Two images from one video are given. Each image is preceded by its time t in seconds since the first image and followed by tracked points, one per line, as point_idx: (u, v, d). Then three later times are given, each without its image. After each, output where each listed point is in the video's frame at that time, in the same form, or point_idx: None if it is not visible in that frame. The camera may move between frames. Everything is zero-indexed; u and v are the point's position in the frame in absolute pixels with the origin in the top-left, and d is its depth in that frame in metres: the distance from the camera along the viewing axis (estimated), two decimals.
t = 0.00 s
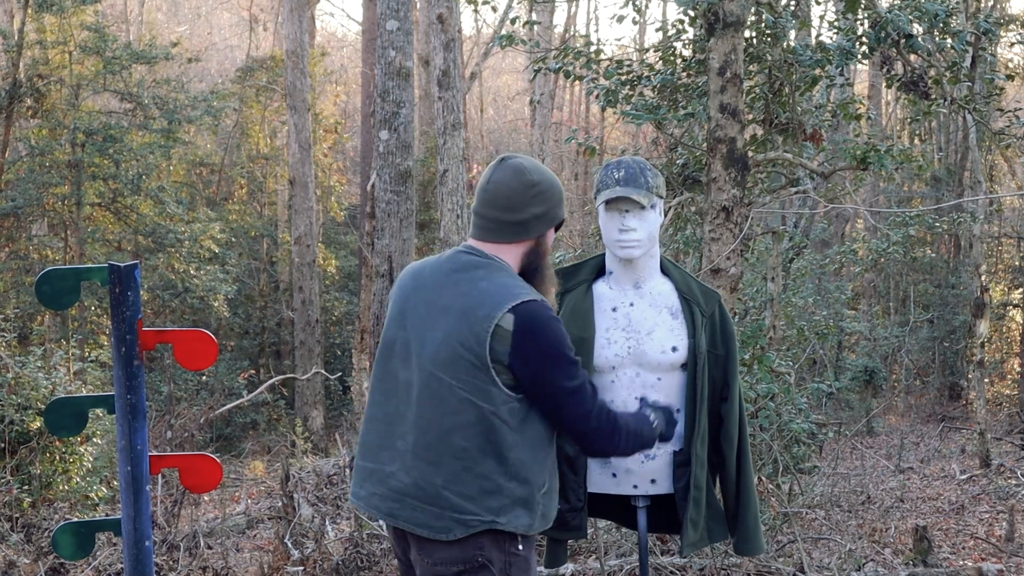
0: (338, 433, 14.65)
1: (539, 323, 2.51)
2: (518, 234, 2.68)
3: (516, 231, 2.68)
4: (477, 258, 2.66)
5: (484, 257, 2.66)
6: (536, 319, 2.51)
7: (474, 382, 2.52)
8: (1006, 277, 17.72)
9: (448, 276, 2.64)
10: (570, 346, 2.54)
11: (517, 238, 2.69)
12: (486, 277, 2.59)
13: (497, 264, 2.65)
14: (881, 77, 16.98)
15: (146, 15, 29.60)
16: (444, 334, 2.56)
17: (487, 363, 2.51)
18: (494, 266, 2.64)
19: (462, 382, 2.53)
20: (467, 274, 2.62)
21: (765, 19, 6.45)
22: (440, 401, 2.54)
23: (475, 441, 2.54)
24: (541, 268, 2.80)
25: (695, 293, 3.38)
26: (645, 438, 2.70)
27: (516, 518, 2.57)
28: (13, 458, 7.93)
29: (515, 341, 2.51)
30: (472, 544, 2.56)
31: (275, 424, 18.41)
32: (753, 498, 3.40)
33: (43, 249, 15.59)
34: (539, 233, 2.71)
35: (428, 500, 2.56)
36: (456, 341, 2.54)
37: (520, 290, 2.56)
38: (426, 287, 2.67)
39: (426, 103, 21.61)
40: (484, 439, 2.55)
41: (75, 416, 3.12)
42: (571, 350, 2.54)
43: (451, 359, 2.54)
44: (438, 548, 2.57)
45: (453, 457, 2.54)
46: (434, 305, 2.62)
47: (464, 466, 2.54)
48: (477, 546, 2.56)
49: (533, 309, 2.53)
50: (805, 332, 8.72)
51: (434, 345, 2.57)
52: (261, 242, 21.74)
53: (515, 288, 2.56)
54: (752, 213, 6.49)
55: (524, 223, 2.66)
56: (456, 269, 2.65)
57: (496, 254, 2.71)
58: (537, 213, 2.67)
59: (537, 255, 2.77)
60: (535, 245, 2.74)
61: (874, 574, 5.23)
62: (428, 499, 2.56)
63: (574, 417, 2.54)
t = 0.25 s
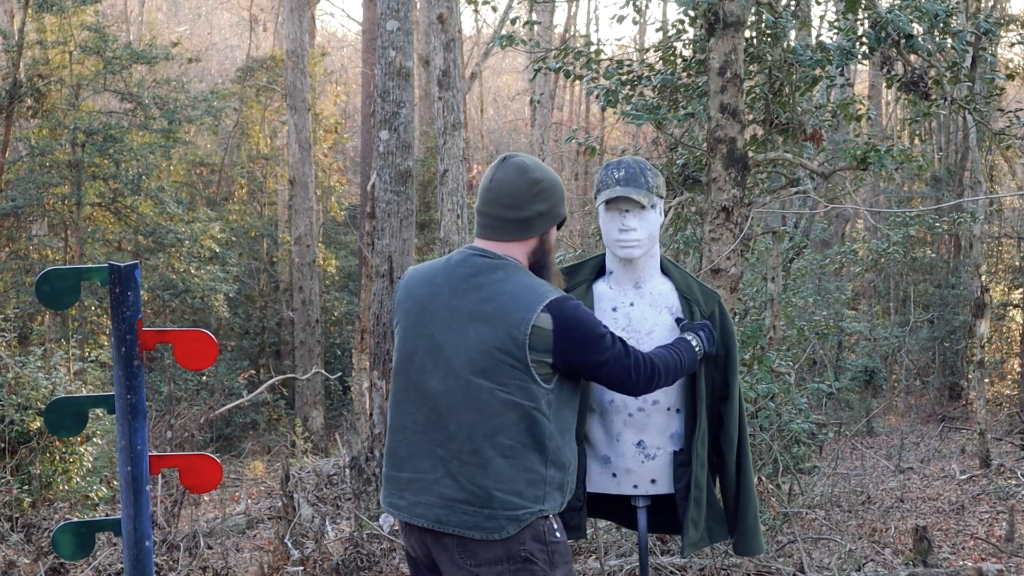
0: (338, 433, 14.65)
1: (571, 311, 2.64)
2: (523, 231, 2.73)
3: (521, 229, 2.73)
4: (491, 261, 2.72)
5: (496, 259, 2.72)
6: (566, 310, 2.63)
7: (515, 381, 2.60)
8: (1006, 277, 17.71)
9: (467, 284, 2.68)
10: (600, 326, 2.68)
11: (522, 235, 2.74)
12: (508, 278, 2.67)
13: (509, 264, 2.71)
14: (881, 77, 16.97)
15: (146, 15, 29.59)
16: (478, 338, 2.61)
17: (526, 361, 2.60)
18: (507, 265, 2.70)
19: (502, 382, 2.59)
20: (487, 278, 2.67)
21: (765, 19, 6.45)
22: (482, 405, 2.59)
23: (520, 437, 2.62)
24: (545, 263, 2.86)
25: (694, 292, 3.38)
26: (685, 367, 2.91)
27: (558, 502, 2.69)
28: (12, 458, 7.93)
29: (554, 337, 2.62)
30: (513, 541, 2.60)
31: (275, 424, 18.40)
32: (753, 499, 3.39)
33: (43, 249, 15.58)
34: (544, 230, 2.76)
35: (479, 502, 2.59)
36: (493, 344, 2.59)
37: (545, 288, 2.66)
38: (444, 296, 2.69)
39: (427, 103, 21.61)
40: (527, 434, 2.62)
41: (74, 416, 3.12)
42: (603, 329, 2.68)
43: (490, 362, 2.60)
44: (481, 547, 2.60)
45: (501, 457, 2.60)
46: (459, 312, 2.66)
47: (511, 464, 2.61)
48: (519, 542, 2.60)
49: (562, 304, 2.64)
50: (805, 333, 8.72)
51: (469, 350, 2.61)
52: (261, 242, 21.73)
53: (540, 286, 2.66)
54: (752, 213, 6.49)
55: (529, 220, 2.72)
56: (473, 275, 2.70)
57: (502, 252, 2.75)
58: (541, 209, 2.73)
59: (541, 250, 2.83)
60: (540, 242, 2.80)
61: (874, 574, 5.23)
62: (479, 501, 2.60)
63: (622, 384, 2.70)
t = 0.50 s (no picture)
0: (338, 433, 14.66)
1: (594, 309, 2.59)
2: (540, 227, 2.69)
3: (538, 225, 2.69)
4: (510, 258, 2.67)
5: (513, 256, 2.68)
6: (589, 307, 2.59)
7: (542, 380, 2.55)
8: (1006, 277, 17.71)
9: (490, 282, 2.63)
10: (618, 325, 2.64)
11: (539, 231, 2.70)
12: (531, 276, 2.62)
13: (528, 262, 2.66)
14: (881, 77, 16.97)
15: (146, 15, 29.60)
16: (504, 336, 2.56)
17: (554, 360, 2.55)
18: (526, 263, 2.66)
19: (530, 382, 2.54)
20: (511, 275, 2.62)
21: (765, 19, 6.45)
22: (509, 404, 2.54)
23: (547, 437, 2.56)
24: (557, 258, 2.83)
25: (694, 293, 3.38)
26: (693, 373, 2.88)
27: (586, 504, 2.64)
28: (13, 458, 7.93)
29: (580, 335, 2.57)
30: (547, 539, 2.55)
31: (275, 423, 18.41)
32: (753, 498, 3.39)
33: (43, 249, 15.57)
34: (559, 226, 2.73)
35: (506, 504, 2.54)
36: (520, 342, 2.54)
37: (566, 286, 2.61)
38: (467, 295, 2.64)
39: (427, 103, 21.61)
40: (555, 434, 2.57)
41: (74, 416, 3.12)
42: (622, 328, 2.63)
43: (517, 361, 2.54)
44: (516, 547, 2.54)
45: (528, 457, 2.54)
46: (484, 310, 2.60)
47: (538, 465, 2.55)
48: (553, 540, 2.55)
49: (585, 301, 2.59)
50: (805, 333, 8.73)
51: (494, 349, 2.56)
52: (261, 242, 21.73)
53: (563, 284, 2.61)
54: (752, 213, 6.49)
55: (546, 216, 2.69)
56: (495, 272, 2.64)
57: (520, 249, 2.71)
58: (558, 205, 2.70)
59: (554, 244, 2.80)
60: (554, 238, 2.77)
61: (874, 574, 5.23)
62: (506, 503, 2.54)
63: (640, 391, 2.62)
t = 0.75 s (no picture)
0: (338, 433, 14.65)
1: (614, 302, 2.56)
2: (561, 221, 2.64)
3: (558, 219, 2.64)
4: (530, 252, 2.62)
5: (532, 250, 2.63)
6: (610, 300, 2.56)
7: (564, 376, 2.51)
8: (1006, 276, 17.71)
9: (509, 277, 2.58)
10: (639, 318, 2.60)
11: (559, 226, 2.65)
12: (551, 270, 2.58)
13: (548, 256, 2.62)
14: (881, 77, 16.97)
15: (146, 15, 29.58)
16: (526, 331, 2.51)
17: (577, 355, 2.51)
18: (545, 257, 2.61)
19: (552, 378, 2.50)
20: (531, 270, 2.57)
21: (765, 19, 6.44)
22: (532, 401, 2.50)
23: (571, 434, 2.52)
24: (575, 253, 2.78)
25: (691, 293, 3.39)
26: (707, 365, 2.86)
27: (610, 499, 2.60)
28: (12, 458, 7.93)
29: (601, 329, 2.54)
30: (569, 538, 2.53)
31: (275, 423, 18.40)
32: (750, 499, 3.38)
33: (42, 249, 15.56)
34: (579, 221, 2.69)
35: (530, 501, 2.49)
36: (542, 338, 2.50)
37: (586, 280, 2.57)
38: (486, 291, 2.59)
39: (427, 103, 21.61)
40: (578, 431, 2.53)
41: (74, 416, 3.12)
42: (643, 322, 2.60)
43: (540, 356, 2.50)
44: (539, 546, 2.51)
45: (552, 454, 2.50)
46: (504, 306, 2.55)
47: (563, 462, 2.51)
48: (575, 540, 2.53)
49: (607, 295, 2.56)
50: (805, 333, 8.74)
51: (516, 345, 2.52)
52: (261, 242, 21.74)
53: (582, 278, 2.57)
54: (752, 213, 6.49)
55: (567, 210, 2.64)
56: (514, 267, 2.59)
57: (540, 244, 2.65)
58: (579, 200, 2.66)
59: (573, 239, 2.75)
60: (573, 233, 2.72)
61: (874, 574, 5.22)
62: (529, 500, 2.50)
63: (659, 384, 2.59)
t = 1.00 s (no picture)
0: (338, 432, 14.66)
1: (627, 300, 2.56)
2: (577, 221, 2.63)
3: (574, 219, 2.63)
4: (542, 249, 2.62)
5: (545, 248, 2.62)
6: (622, 298, 2.55)
7: (576, 376, 2.50)
8: (1006, 276, 17.72)
9: (521, 276, 2.57)
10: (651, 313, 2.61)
11: (575, 225, 2.64)
12: (563, 268, 2.57)
13: (561, 255, 2.61)
14: (881, 77, 16.97)
15: (146, 15, 29.59)
16: (536, 330, 2.51)
17: (589, 355, 2.51)
18: (558, 255, 2.61)
19: (564, 378, 2.49)
20: (543, 269, 2.57)
21: (765, 19, 6.44)
22: (543, 401, 2.49)
23: (581, 433, 2.52)
24: (588, 251, 2.78)
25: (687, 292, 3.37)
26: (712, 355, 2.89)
27: (621, 499, 2.59)
28: (13, 458, 7.93)
29: (614, 327, 2.53)
30: (574, 540, 2.53)
31: (275, 423, 18.41)
32: (747, 500, 3.33)
33: (42, 249, 15.56)
34: (595, 221, 2.68)
35: (541, 500, 2.49)
36: (554, 337, 2.50)
37: (598, 279, 2.57)
38: (498, 290, 2.58)
39: (427, 103, 21.61)
40: (589, 431, 2.52)
41: (74, 416, 3.12)
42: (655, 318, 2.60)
43: (551, 355, 2.49)
44: (543, 546, 2.51)
45: (563, 454, 2.50)
46: (516, 305, 2.55)
47: (574, 461, 2.51)
48: (579, 542, 2.53)
49: (619, 293, 2.56)
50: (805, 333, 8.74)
51: (527, 343, 2.51)
52: (261, 242, 21.74)
53: (594, 277, 2.56)
54: (752, 213, 6.49)
55: (583, 208, 2.63)
56: (526, 266, 2.59)
57: (554, 242, 2.65)
58: (596, 199, 2.64)
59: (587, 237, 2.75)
60: (588, 232, 2.71)
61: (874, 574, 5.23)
62: (540, 498, 2.50)
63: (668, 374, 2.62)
